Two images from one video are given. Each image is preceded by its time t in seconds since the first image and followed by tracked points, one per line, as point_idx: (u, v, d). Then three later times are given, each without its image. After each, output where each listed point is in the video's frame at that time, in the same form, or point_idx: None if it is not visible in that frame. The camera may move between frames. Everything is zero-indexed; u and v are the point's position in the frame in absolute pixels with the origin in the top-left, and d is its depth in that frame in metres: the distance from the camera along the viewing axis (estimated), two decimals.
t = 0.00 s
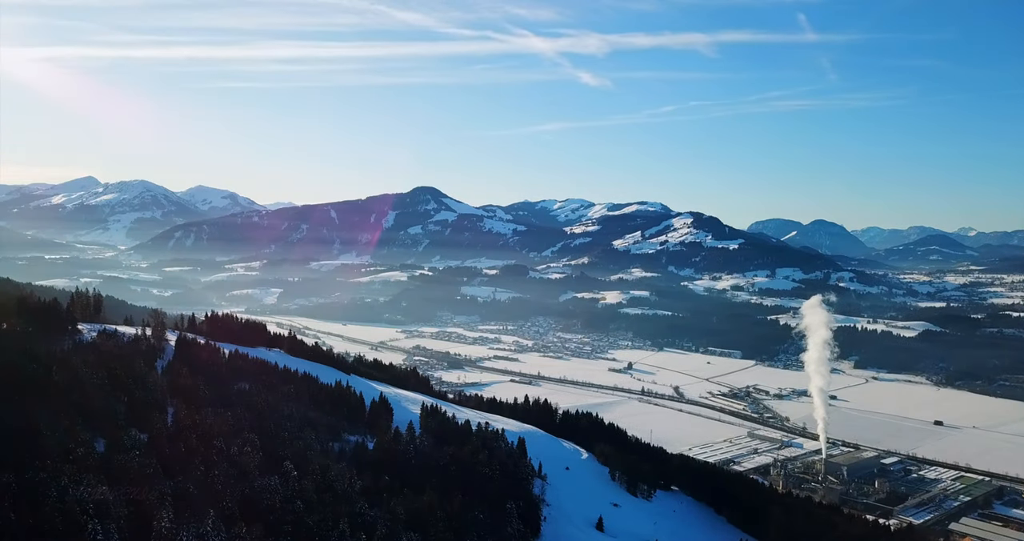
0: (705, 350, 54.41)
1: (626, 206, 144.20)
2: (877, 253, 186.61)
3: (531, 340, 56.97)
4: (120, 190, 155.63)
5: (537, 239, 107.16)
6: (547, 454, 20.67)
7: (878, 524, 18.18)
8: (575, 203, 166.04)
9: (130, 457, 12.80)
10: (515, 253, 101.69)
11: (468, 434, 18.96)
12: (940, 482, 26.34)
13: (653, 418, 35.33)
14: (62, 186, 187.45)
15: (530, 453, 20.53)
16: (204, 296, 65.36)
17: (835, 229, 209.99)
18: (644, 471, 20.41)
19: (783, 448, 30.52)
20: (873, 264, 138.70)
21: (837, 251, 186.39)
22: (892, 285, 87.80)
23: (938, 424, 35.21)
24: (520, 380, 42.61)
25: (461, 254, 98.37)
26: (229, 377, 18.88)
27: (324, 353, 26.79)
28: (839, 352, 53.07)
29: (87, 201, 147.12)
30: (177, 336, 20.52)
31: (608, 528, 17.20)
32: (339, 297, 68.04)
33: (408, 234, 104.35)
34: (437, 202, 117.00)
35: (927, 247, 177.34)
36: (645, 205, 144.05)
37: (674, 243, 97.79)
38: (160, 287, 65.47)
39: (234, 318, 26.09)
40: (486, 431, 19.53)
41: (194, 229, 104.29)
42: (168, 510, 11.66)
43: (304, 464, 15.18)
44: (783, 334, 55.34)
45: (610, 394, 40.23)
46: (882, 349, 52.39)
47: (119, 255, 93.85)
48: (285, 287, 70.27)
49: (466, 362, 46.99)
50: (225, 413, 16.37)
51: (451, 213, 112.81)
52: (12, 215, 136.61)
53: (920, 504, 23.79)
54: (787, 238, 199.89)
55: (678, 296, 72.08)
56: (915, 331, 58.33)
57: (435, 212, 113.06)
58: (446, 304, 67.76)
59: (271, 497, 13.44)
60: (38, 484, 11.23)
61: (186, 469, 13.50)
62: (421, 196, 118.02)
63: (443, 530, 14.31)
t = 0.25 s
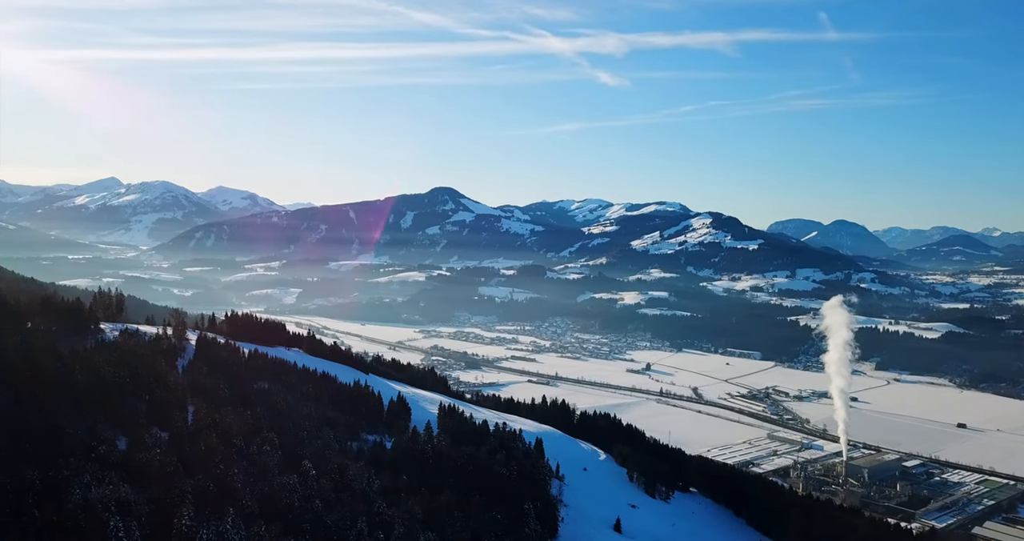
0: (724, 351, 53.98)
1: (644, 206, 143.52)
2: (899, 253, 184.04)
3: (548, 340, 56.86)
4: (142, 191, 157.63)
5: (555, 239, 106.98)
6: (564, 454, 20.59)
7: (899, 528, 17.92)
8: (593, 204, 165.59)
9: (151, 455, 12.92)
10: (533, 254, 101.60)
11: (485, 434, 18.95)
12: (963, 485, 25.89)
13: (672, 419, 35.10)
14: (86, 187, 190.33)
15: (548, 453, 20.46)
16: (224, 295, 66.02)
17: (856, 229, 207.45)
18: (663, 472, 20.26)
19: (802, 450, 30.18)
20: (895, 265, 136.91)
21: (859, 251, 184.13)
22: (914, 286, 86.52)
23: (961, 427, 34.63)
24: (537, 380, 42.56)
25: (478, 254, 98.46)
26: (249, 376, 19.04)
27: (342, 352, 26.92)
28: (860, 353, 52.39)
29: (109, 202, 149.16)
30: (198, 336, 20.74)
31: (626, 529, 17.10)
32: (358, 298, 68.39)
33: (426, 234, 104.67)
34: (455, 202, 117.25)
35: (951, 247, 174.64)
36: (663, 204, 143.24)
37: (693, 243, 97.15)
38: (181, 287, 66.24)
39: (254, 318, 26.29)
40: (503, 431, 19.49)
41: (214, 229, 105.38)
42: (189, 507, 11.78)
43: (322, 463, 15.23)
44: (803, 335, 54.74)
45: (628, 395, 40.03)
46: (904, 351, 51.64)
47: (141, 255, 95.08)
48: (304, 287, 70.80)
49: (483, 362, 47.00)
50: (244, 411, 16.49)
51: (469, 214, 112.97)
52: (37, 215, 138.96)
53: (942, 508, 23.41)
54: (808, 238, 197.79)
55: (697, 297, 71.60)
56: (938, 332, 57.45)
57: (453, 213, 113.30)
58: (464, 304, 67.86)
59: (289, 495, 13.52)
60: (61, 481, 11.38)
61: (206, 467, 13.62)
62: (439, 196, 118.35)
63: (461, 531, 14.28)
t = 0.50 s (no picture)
0: (743, 352, 53.49)
1: (663, 206, 142.74)
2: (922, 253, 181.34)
3: (566, 341, 56.70)
4: (164, 192, 159.53)
5: (573, 239, 106.71)
6: (582, 455, 20.47)
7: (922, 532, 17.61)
8: (611, 204, 165.01)
9: (172, 453, 13.02)
10: (550, 254, 101.43)
11: (503, 434, 18.91)
12: (988, 489, 25.40)
13: (691, 420, 34.82)
14: (109, 188, 193.05)
15: (565, 454, 20.37)
16: (244, 296, 66.64)
17: (878, 229, 204.77)
18: (681, 474, 20.08)
19: (823, 452, 29.79)
20: (918, 266, 134.86)
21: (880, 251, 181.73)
22: (938, 287, 85.20)
23: (986, 430, 34.01)
24: (555, 381, 42.43)
25: (496, 254, 98.47)
26: (268, 376, 19.16)
27: (360, 352, 27.02)
28: (881, 355, 51.67)
29: (131, 203, 151.08)
30: (218, 335, 20.90)
31: (644, 530, 16.97)
32: (376, 298, 68.69)
33: (444, 235, 104.92)
34: (473, 203, 117.42)
35: (975, 248, 171.86)
36: (682, 205, 142.35)
37: (712, 244, 96.43)
38: (202, 287, 66.96)
39: (274, 318, 26.47)
40: (520, 431, 19.44)
41: (235, 230, 106.45)
42: (210, 505, 11.86)
43: (341, 462, 15.28)
44: (824, 336, 54.10)
45: (646, 396, 39.78)
46: (927, 352, 50.84)
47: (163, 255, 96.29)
48: (323, 287, 71.29)
49: (501, 363, 46.96)
50: (264, 411, 16.58)
51: (486, 214, 113.06)
52: (61, 216, 141.21)
53: (967, 512, 22.97)
54: (828, 239, 195.57)
55: (716, 297, 71.05)
56: (962, 334, 56.50)
57: (471, 213, 113.46)
58: (482, 304, 67.90)
59: (308, 495, 13.58)
60: (84, 479, 11.50)
61: (226, 465, 13.70)
62: (457, 197, 118.59)
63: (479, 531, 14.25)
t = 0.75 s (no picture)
0: (763, 353, 52.97)
1: (682, 206, 141.87)
2: (946, 254, 178.55)
3: (584, 342, 56.54)
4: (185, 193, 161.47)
5: (591, 240, 106.39)
6: (600, 456, 20.36)
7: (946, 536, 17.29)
8: (629, 204, 164.34)
9: (192, 452, 13.11)
10: (568, 254, 101.22)
11: (521, 434, 18.86)
12: (1013, 493, 24.90)
13: (710, 422, 34.54)
14: (132, 189, 195.72)
15: (583, 455, 20.26)
16: (264, 296, 67.24)
17: (901, 229, 201.99)
18: (700, 476, 19.89)
19: (844, 455, 29.39)
20: (941, 266, 132.72)
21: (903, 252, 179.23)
22: (962, 288, 83.79)
23: (1011, 433, 33.35)
24: (573, 382, 42.31)
25: (513, 254, 98.45)
26: (288, 375, 19.26)
27: (378, 352, 27.12)
28: (904, 356, 50.89)
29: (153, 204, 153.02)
30: (238, 335, 21.06)
31: (663, 532, 16.84)
32: (394, 298, 68.98)
33: (461, 235, 105.12)
34: (491, 203, 117.54)
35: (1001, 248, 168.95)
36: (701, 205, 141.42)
37: (731, 244, 95.66)
38: (222, 287, 67.68)
39: (293, 318, 26.65)
40: (538, 432, 19.36)
41: (255, 230, 107.48)
42: (229, 503, 11.94)
43: (359, 462, 15.31)
44: (845, 337, 53.43)
45: (665, 397, 39.52)
46: (951, 354, 50.00)
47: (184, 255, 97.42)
48: (342, 287, 71.73)
49: (518, 363, 46.92)
50: (283, 410, 16.67)
51: (504, 215, 113.11)
52: (85, 217, 143.38)
53: (991, 516, 22.53)
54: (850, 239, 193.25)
55: (735, 298, 70.46)
56: (986, 335, 55.51)
57: (489, 214, 113.58)
58: (499, 305, 67.92)
59: (326, 494, 13.61)
60: (106, 476, 11.62)
61: (246, 463, 13.78)
62: (475, 198, 118.79)
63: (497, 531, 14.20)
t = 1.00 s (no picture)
0: (783, 355, 52.43)
1: (700, 206, 140.91)
2: (970, 254, 175.67)
3: (602, 342, 56.32)
4: (206, 194, 163.18)
5: (609, 240, 106.00)
6: (618, 457, 20.22)
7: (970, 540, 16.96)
8: (647, 204, 163.53)
9: (212, 450, 13.20)
10: (586, 254, 100.94)
11: (538, 435, 18.79)
12: None
13: (729, 423, 34.24)
14: (153, 190, 198.05)
15: (601, 456, 20.14)
16: (284, 296, 67.80)
17: (924, 230, 199.07)
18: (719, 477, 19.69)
19: (865, 457, 28.98)
20: (965, 267, 130.57)
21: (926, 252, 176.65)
22: (987, 290, 82.33)
23: None
24: (591, 382, 42.15)
25: (531, 255, 98.35)
26: (306, 375, 19.35)
27: (396, 352, 27.19)
28: (927, 358, 50.10)
29: (174, 204, 154.79)
30: (257, 335, 21.20)
31: (681, 534, 16.71)
32: (412, 298, 69.23)
33: (479, 236, 105.21)
34: (508, 203, 117.58)
35: None
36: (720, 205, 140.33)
37: (751, 244, 94.85)
38: (242, 287, 68.33)
39: (312, 318, 26.81)
40: (556, 433, 19.26)
41: (275, 231, 108.42)
42: (249, 502, 12.00)
43: (377, 461, 15.33)
44: (866, 339, 52.72)
45: (683, 398, 39.25)
46: (975, 356, 49.11)
47: (205, 255, 98.50)
48: (361, 287, 72.12)
49: (536, 364, 46.84)
50: (302, 409, 16.75)
51: (522, 215, 113.08)
52: (107, 217, 145.41)
53: (1016, 521, 22.08)
54: (871, 239, 190.87)
55: (755, 299, 69.81)
56: (1012, 337, 54.48)
57: (507, 214, 113.61)
58: (517, 305, 67.90)
59: (345, 493, 13.64)
60: (128, 473, 11.75)
61: (265, 462, 13.83)
62: (493, 198, 118.93)
63: (514, 532, 14.15)
